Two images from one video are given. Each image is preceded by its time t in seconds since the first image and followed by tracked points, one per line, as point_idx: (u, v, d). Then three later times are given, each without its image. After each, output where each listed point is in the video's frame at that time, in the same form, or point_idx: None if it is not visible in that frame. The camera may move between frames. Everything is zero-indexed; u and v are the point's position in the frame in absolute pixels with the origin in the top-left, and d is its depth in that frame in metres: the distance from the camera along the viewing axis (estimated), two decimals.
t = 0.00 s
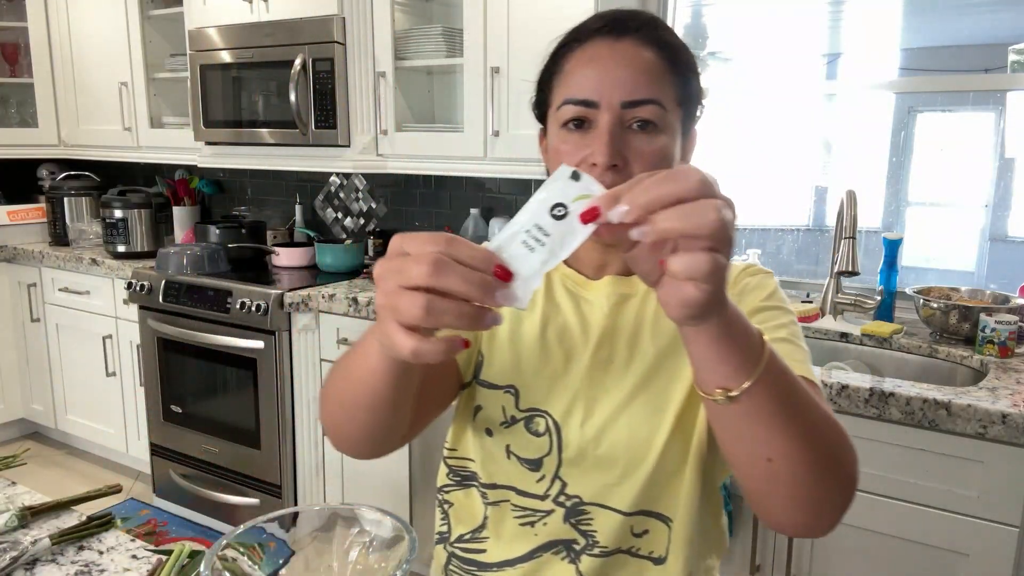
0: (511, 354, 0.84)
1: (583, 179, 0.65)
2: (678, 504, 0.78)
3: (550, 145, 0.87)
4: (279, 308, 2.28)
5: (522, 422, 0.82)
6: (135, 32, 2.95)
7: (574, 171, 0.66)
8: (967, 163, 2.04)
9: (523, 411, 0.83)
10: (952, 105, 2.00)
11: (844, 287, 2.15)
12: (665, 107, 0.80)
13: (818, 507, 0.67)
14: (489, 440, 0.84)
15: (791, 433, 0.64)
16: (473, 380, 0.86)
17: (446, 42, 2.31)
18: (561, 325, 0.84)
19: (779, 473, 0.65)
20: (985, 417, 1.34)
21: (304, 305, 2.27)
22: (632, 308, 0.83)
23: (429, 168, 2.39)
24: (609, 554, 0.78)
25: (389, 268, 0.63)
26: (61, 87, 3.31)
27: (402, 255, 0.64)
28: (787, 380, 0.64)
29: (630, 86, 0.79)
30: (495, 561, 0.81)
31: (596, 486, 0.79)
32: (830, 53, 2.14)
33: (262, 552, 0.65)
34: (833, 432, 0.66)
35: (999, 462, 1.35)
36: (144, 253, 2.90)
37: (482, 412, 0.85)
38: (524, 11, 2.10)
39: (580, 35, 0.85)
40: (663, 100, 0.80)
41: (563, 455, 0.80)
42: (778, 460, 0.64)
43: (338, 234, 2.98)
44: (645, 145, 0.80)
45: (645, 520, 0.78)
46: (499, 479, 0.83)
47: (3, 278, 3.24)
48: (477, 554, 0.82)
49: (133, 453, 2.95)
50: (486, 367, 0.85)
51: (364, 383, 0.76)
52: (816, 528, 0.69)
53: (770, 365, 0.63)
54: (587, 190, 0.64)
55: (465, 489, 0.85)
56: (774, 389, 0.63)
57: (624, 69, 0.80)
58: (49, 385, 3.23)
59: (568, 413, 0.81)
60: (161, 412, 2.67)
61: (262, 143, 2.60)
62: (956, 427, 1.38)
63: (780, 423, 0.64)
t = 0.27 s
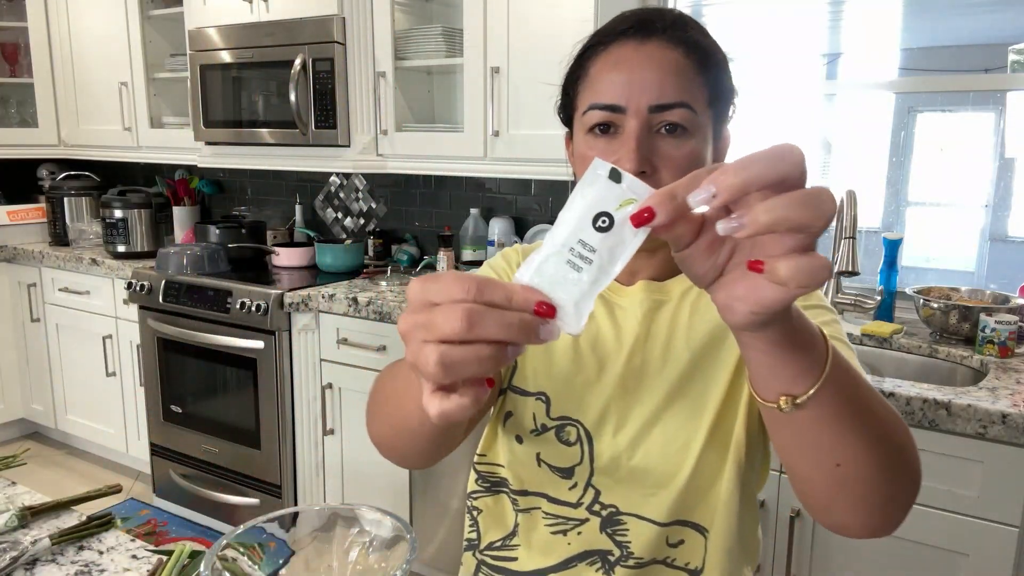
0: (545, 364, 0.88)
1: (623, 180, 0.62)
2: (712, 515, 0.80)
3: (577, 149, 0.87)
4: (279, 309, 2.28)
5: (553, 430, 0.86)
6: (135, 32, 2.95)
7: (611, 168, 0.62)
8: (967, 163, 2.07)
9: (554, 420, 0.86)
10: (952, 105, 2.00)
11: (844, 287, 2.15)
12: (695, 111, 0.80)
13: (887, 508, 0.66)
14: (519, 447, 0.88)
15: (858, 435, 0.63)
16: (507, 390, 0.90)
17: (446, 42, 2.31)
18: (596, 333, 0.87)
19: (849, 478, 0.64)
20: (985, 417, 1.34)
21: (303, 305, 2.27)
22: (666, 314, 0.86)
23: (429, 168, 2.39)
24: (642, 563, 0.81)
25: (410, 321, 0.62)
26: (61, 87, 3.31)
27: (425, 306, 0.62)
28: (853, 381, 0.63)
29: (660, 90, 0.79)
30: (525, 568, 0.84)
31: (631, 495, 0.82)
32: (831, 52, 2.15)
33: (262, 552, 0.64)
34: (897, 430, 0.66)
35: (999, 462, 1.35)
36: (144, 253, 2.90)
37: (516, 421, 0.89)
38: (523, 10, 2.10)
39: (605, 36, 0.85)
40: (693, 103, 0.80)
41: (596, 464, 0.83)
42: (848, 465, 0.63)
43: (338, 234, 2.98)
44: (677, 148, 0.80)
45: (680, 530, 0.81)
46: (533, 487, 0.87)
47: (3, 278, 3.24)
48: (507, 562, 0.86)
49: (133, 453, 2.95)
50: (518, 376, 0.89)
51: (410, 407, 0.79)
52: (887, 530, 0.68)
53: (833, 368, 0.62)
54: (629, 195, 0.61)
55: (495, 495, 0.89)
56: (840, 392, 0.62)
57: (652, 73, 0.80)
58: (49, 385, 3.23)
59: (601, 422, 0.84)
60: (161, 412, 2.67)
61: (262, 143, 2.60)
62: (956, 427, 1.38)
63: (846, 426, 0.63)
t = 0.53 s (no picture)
0: (554, 372, 0.88)
1: (634, 177, 0.62)
2: (724, 526, 0.81)
3: (579, 155, 0.87)
4: (279, 309, 2.28)
5: (562, 440, 0.87)
6: (135, 32, 2.95)
7: (622, 166, 0.63)
8: (967, 163, 2.07)
9: (563, 429, 0.87)
10: (953, 105, 1.99)
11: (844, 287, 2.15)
12: (695, 113, 0.80)
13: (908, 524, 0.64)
14: (529, 457, 0.89)
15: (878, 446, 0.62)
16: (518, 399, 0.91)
17: (446, 42, 2.31)
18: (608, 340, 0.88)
19: (865, 492, 0.63)
20: (985, 417, 1.34)
21: (303, 305, 2.28)
22: (679, 321, 0.86)
23: (429, 168, 2.39)
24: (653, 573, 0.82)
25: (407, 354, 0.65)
26: (61, 87, 3.31)
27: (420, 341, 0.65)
28: (871, 392, 0.63)
29: (658, 94, 0.79)
30: None
31: (645, 506, 0.82)
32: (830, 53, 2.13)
33: (262, 552, 0.64)
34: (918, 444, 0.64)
35: (999, 462, 1.35)
36: (144, 253, 2.90)
37: (527, 432, 0.89)
38: (523, 10, 2.10)
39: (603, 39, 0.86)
40: (693, 106, 0.80)
41: (607, 475, 0.84)
42: (865, 479, 0.62)
43: (338, 234, 2.98)
44: (676, 152, 0.80)
45: (694, 543, 0.81)
46: (544, 498, 0.87)
47: (3, 278, 3.24)
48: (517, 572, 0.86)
49: (133, 453, 2.95)
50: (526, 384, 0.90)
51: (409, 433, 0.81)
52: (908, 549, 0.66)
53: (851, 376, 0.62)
54: (641, 192, 0.62)
55: (505, 505, 0.90)
56: (859, 400, 0.62)
57: (650, 77, 0.80)
58: (49, 385, 3.23)
59: (611, 432, 0.85)
60: (161, 412, 2.66)
61: (262, 143, 2.60)
62: (956, 427, 1.38)
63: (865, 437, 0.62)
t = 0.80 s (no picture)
0: (535, 383, 0.89)
1: (626, 189, 0.60)
2: (710, 538, 0.80)
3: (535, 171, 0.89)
4: (279, 309, 2.28)
5: (546, 448, 0.88)
6: (135, 32, 2.95)
7: (612, 179, 0.60)
8: (967, 163, 2.05)
9: (546, 437, 0.88)
10: (952, 105, 2.00)
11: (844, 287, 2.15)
12: (584, 137, 0.76)
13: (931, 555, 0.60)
14: (516, 465, 0.90)
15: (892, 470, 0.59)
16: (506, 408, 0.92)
17: (446, 41, 2.31)
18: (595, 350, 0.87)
19: (882, 519, 0.59)
20: (985, 417, 1.34)
21: (304, 305, 2.27)
22: (664, 331, 0.84)
23: (429, 168, 2.38)
24: None
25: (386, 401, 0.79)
26: (61, 87, 3.31)
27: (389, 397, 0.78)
28: (883, 413, 0.60)
29: (554, 120, 0.78)
30: None
31: (627, 516, 0.83)
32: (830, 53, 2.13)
33: (262, 552, 0.64)
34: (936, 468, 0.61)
35: (999, 462, 1.35)
36: (144, 253, 2.90)
37: (514, 441, 0.91)
38: (523, 9, 2.10)
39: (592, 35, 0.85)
40: (584, 129, 0.76)
41: (587, 485, 0.85)
42: (882, 505, 0.59)
43: (338, 234, 2.98)
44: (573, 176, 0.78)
45: (681, 559, 0.81)
46: (533, 507, 0.89)
47: (3, 278, 3.24)
48: None
49: (133, 453, 2.95)
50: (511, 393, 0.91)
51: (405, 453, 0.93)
52: None
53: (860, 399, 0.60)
54: (633, 203, 0.59)
55: (502, 513, 0.92)
56: (868, 422, 0.59)
57: (550, 101, 0.78)
58: (49, 385, 3.23)
59: (592, 443, 0.85)
60: (161, 412, 2.66)
61: (262, 143, 2.60)
62: (956, 427, 1.38)
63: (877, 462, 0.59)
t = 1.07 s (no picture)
0: (486, 380, 0.84)
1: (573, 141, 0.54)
2: (657, 537, 0.73)
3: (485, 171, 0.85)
4: (279, 309, 2.28)
5: (490, 443, 0.81)
6: (135, 32, 2.95)
7: (561, 133, 0.55)
8: (966, 163, 2.04)
9: (491, 432, 0.81)
10: (952, 105, 2.00)
11: (844, 288, 2.16)
12: (491, 153, 0.71)
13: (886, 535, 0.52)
14: (465, 463, 0.84)
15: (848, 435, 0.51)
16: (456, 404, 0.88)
17: (445, 41, 2.31)
18: (535, 340, 0.80)
19: (828, 490, 0.51)
20: (985, 417, 1.34)
21: (304, 305, 2.27)
22: (601, 320, 0.76)
23: (428, 168, 2.38)
24: None
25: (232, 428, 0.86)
26: (61, 87, 3.31)
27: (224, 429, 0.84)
28: (832, 378, 0.52)
29: (466, 134, 0.73)
30: None
31: (563, 509, 0.76)
32: (830, 53, 2.14)
33: (262, 552, 0.64)
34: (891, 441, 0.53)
35: (1000, 462, 1.34)
36: (144, 253, 2.90)
37: (462, 436, 0.85)
38: (523, 10, 2.10)
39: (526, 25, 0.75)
40: (489, 145, 0.71)
41: (529, 479, 0.78)
42: (830, 474, 0.51)
43: (338, 234, 2.98)
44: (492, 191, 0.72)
45: (623, 556, 0.75)
46: (479, 505, 0.83)
47: (3, 278, 3.24)
48: None
49: (133, 453, 2.95)
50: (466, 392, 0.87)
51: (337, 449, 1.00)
52: (884, 567, 0.53)
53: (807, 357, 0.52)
54: (585, 154, 0.54)
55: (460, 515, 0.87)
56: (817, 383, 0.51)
57: (464, 113, 0.73)
58: (49, 385, 3.23)
59: (531, 436, 0.78)
60: (161, 412, 2.67)
61: (262, 143, 2.60)
62: (956, 427, 1.38)
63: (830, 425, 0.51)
